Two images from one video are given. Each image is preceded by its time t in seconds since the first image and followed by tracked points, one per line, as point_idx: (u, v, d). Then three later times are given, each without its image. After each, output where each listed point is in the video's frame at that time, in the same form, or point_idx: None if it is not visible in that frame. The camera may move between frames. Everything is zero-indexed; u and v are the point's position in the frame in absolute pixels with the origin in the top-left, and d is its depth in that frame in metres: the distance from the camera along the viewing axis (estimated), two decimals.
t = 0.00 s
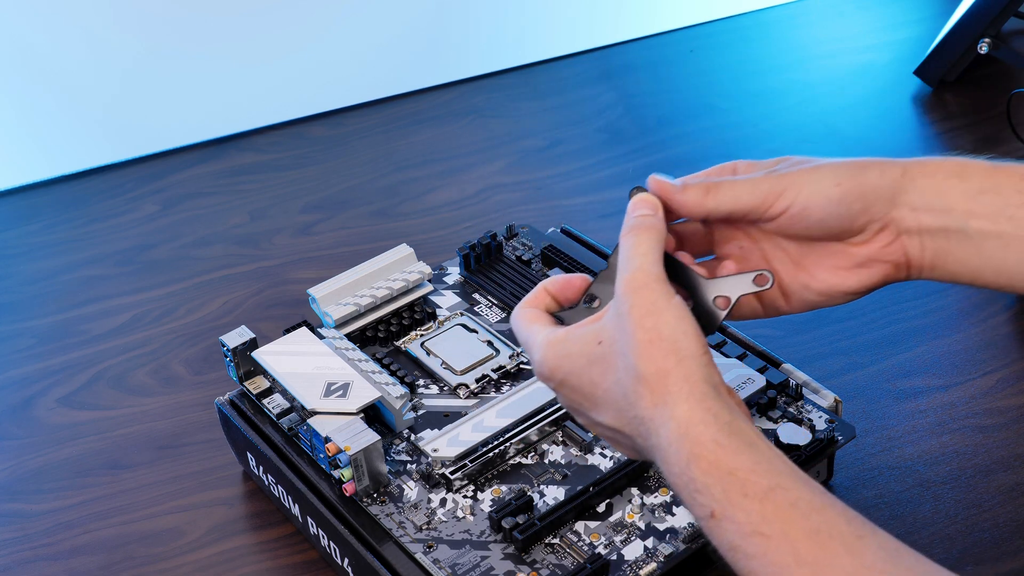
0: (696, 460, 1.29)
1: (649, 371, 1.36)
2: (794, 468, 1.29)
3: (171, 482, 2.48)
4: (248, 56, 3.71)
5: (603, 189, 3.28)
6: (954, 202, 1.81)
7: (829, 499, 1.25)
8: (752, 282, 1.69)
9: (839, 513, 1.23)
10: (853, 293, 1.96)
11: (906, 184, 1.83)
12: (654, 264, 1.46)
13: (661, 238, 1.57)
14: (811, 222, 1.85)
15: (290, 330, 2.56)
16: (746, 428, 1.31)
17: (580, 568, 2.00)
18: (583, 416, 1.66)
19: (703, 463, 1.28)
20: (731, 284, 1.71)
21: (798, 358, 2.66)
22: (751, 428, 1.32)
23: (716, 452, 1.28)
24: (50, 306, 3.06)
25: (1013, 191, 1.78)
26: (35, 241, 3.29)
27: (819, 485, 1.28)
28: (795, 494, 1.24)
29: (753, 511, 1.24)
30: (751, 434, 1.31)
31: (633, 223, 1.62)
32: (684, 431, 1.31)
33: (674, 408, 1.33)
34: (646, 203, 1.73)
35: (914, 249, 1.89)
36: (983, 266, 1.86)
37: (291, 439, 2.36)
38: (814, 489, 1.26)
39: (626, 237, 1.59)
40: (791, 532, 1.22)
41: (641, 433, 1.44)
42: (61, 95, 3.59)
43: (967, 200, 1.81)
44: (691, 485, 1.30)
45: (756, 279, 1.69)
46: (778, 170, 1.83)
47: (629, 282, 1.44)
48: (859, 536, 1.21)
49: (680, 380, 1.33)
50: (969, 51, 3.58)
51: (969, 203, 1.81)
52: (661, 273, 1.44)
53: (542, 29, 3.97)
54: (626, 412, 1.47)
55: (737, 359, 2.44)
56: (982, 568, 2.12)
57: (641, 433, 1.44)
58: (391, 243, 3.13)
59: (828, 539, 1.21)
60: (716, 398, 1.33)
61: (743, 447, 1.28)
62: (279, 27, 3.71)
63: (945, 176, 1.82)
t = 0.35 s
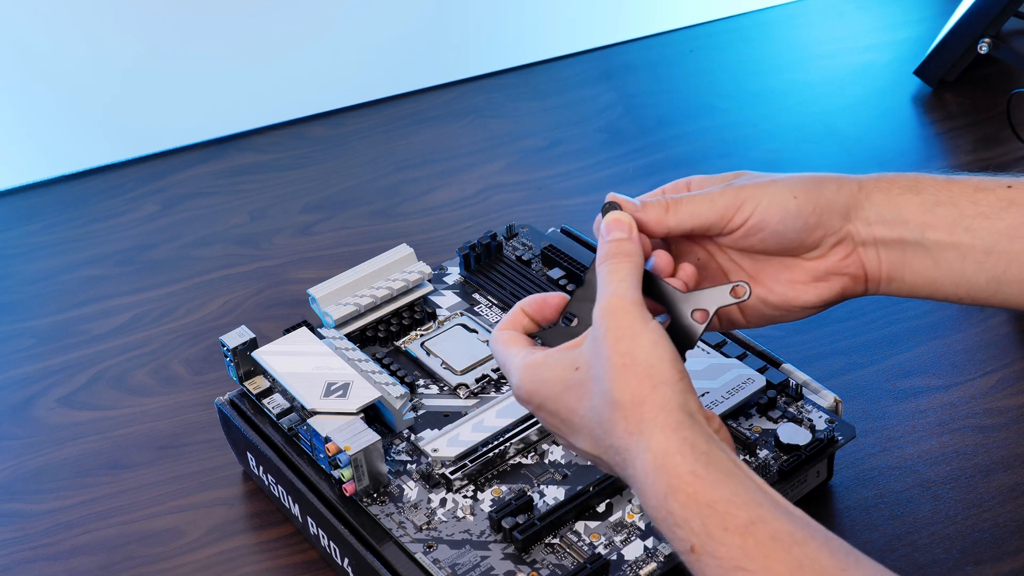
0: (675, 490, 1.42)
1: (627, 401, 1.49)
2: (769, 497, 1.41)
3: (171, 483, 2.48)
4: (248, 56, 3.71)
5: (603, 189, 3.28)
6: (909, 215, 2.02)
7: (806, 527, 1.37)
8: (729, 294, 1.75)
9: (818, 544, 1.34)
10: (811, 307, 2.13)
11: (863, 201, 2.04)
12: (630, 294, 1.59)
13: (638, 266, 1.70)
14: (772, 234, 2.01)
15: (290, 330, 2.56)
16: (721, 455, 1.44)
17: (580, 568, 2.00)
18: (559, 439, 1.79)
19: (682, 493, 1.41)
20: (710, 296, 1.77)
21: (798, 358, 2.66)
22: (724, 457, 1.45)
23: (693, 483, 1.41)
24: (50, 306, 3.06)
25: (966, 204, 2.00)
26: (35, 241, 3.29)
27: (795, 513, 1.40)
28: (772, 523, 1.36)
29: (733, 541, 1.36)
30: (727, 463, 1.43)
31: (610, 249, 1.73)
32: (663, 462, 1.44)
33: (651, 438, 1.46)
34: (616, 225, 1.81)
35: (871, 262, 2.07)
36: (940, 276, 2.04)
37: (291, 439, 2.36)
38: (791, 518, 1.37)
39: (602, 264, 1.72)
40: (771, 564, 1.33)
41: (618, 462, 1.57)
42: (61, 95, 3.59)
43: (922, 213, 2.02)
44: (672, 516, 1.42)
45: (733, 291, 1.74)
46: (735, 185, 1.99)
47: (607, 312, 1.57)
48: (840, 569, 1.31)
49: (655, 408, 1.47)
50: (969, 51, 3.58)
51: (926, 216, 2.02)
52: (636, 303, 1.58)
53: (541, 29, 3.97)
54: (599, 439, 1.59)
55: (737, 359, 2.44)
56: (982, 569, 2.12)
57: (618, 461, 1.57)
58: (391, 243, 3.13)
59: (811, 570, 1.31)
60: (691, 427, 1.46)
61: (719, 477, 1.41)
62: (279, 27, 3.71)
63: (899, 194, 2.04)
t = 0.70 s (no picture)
0: (664, 494, 1.41)
1: (615, 405, 1.50)
2: (757, 502, 1.40)
3: (171, 482, 2.48)
4: (248, 56, 3.71)
5: (602, 189, 3.28)
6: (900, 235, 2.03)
7: (795, 531, 1.36)
8: (717, 298, 1.75)
9: (807, 547, 1.33)
10: (797, 324, 2.12)
11: (854, 222, 2.04)
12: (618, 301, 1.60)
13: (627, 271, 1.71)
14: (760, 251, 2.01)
15: (290, 330, 2.56)
16: (709, 460, 1.44)
17: (580, 568, 2.00)
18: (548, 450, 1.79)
19: (670, 496, 1.41)
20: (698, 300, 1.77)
21: (797, 358, 2.66)
22: (712, 461, 1.45)
23: (681, 486, 1.41)
24: (50, 306, 3.06)
25: (956, 224, 2.02)
26: (35, 241, 3.29)
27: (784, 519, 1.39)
28: (761, 526, 1.35)
29: (721, 544, 1.35)
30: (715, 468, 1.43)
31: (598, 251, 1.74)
32: (650, 466, 1.44)
33: (639, 441, 1.46)
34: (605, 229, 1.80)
35: (859, 280, 2.07)
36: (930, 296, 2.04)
37: (291, 439, 2.36)
38: (779, 523, 1.37)
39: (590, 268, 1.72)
40: (759, 566, 1.32)
41: (605, 468, 1.57)
42: (61, 95, 3.59)
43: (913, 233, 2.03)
44: (660, 518, 1.41)
45: (721, 294, 1.74)
46: (724, 199, 1.99)
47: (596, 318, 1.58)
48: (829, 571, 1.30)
49: (642, 412, 1.48)
50: (969, 51, 3.58)
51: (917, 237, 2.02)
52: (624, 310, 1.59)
53: (542, 28, 3.97)
54: (586, 444, 1.59)
55: (737, 359, 2.44)
56: (982, 569, 2.12)
57: (605, 467, 1.57)
58: (391, 243, 3.13)
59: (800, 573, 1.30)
60: (678, 431, 1.46)
61: (707, 480, 1.41)
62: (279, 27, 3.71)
63: (889, 216, 2.05)
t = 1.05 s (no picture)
0: (650, 496, 1.42)
1: (598, 409, 1.51)
2: (743, 496, 1.39)
3: (171, 482, 2.48)
4: (248, 57, 3.71)
5: (602, 189, 3.28)
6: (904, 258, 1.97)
7: (781, 525, 1.35)
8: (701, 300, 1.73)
9: (793, 541, 1.32)
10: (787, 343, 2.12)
11: (855, 244, 1.98)
12: (590, 295, 1.57)
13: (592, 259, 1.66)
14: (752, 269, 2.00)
15: (290, 330, 2.56)
16: (695, 454, 1.44)
17: (580, 567, 2.00)
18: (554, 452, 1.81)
19: (656, 498, 1.41)
20: (683, 303, 1.75)
21: (797, 358, 2.66)
22: (699, 456, 1.44)
23: (665, 488, 1.41)
24: (50, 306, 3.06)
25: (965, 245, 1.94)
26: (35, 241, 3.29)
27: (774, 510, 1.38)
28: (745, 523, 1.34)
29: (705, 544, 1.35)
30: (701, 465, 1.42)
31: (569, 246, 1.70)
32: (635, 468, 1.44)
33: (624, 445, 1.47)
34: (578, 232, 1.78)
35: (855, 305, 2.05)
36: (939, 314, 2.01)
37: (291, 439, 2.36)
38: (765, 517, 1.36)
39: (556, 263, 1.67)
40: (746, 564, 1.31)
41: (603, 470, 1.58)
42: (61, 95, 3.59)
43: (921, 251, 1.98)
44: (650, 522, 1.42)
45: (704, 300, 1.71)
46: (720, 211, 1.98)
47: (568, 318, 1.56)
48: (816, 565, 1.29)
49: (625, 415, 1.48)
50: (969, 51, 3.58)
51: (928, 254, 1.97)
52: (596, 304, 1.56)
53: (542, 29, 3.97)
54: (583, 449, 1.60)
55: (737, 359, 2.44)
56: (982, 569, 2.12)
57: (603, 469, 1.58)
58: (391, 243, 3.13)
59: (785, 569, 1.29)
60: (661, 429, 1.46)
61: (691, 479, 1.41)
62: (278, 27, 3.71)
63: (891, 237, 1.98)
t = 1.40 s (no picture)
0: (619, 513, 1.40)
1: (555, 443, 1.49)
2: (699, 481, 1.34)
3: (171, 482, 2.48)
4: (248, 57, 3.71)
5: (602, 189, 3.28)
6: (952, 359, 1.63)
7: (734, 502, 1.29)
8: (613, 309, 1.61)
9: (746, 517, 1.26)
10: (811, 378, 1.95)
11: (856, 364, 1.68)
12: (493, 345, 1.49)
13: (484, 296, 1.54)
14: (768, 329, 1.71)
15: (290, 330, 2.56)
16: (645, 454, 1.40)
17: (581, 568, 2.00)
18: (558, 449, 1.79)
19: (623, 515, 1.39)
20: (568, 300, 1.52)
21: (797, 358, 2.66)
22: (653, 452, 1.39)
23: (625, 502, 1.38)
24: (50, 306, 3.06)
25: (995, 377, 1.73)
26: (35, 241, 3.29)
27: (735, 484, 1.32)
28: (699, 515, 1.30)
29: (673, 547, 1.32)
30: (654, 465, 1.38)
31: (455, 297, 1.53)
32: (599, 492, 1.42)
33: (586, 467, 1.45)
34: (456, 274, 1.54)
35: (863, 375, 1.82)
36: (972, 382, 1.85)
37: (291, 439, 2.36)
38: (719, 499, 1.31)
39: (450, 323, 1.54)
40: (712, 560, 1.27)
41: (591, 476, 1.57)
42: (61, 95, 3.60)
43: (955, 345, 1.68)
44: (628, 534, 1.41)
45: (582, 293, 1.48)
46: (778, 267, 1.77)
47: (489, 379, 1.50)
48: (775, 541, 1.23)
49: (575, 440, 1.46)
50: (970, 51, 3.58)
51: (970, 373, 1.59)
52: (503, 348, 1.49)
53: (541, 29, 3.96)
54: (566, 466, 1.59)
55: (737, 359, 2.45)
56: (983, 569, 2.12)
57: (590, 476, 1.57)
58: (391, 243, 3.13)
59: (743, 553, 1.24)
60: (610, 443, 1.43)
61: (646, 486, 1.37)
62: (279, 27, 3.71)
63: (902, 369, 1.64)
